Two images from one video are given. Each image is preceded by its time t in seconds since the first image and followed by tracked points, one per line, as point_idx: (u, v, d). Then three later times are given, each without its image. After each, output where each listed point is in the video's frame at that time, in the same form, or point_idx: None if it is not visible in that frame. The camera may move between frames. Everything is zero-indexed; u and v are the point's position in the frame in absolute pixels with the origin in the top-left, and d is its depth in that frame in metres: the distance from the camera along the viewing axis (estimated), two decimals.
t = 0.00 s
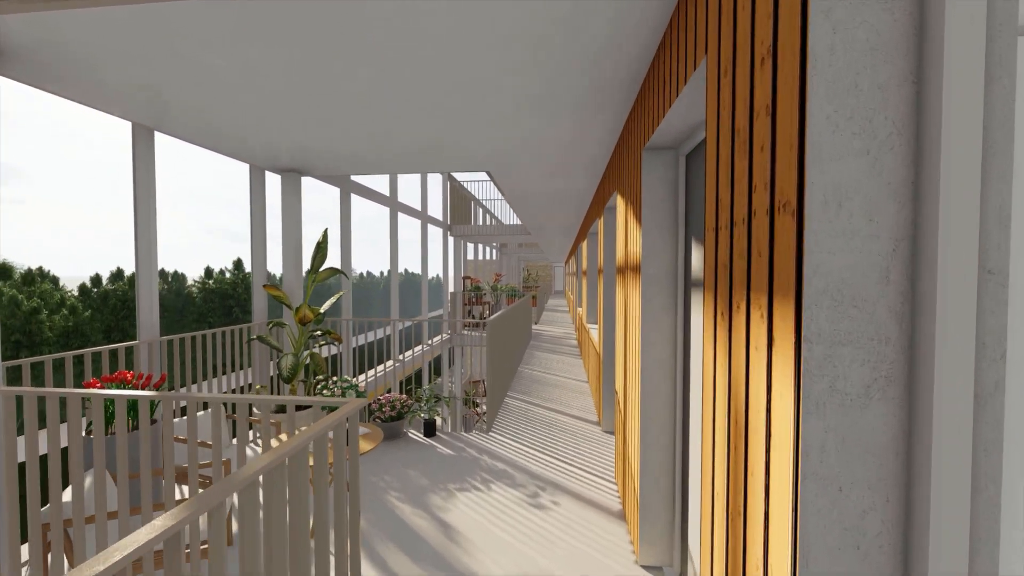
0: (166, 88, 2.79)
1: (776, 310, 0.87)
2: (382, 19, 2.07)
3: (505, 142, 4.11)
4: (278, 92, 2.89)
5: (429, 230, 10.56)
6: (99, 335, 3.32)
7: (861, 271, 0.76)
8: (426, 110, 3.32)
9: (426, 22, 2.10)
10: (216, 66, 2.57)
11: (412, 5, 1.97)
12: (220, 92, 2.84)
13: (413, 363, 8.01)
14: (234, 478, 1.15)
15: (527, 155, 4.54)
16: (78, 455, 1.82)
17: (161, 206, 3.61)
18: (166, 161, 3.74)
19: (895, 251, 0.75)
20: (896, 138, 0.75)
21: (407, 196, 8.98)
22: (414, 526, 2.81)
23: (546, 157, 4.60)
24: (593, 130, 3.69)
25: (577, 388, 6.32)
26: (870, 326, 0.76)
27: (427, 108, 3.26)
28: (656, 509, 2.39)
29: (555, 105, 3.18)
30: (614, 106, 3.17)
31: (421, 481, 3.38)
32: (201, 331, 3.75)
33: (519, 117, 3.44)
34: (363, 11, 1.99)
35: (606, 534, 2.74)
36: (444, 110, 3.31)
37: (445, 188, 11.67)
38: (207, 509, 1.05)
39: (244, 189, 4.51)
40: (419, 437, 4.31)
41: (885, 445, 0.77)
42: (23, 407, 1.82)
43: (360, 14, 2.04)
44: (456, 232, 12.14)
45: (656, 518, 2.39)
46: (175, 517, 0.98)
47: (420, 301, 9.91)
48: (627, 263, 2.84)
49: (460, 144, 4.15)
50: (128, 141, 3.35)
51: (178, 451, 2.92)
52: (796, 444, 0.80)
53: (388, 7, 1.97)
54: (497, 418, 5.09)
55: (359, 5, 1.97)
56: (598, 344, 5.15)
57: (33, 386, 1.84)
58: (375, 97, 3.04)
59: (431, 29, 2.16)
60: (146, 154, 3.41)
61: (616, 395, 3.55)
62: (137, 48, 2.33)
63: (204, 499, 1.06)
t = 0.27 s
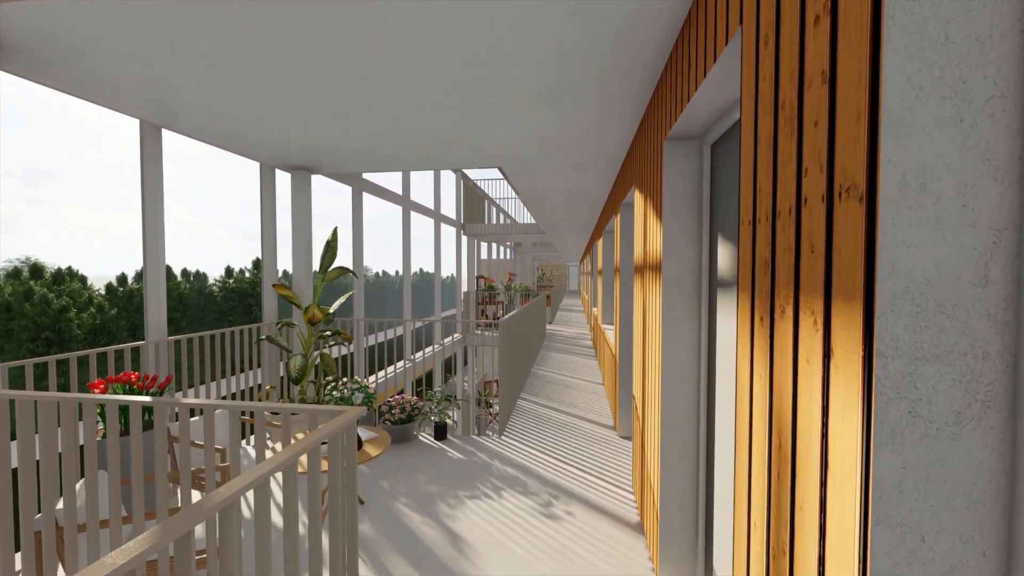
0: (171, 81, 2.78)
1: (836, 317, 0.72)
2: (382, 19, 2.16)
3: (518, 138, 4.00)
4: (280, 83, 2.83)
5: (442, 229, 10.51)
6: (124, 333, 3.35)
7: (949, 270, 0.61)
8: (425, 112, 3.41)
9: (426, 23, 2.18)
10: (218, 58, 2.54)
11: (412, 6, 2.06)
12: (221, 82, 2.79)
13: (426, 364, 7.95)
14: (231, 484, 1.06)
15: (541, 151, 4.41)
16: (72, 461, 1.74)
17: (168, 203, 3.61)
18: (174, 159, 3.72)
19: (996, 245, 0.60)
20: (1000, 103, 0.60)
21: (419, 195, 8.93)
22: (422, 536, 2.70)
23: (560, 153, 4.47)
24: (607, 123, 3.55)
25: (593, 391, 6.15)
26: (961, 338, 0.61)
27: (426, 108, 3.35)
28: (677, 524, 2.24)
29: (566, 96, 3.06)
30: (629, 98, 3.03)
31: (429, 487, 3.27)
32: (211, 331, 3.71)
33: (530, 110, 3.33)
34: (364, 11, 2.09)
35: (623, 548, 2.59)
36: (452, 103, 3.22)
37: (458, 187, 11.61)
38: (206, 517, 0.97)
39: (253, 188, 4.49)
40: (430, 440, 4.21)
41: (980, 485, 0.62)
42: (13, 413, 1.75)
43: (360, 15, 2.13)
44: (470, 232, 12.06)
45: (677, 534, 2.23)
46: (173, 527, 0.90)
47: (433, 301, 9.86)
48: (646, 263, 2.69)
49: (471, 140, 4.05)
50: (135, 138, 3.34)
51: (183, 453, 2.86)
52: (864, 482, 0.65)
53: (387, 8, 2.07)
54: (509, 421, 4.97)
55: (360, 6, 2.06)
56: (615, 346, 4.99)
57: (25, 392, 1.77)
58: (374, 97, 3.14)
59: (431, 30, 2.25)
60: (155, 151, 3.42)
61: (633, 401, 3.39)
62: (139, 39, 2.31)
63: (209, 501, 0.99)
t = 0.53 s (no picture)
0: (177, 79, 2.75)
1: (921, 328, 0.58)
2: (381, 19, 2.11)
3: (531, 133, 3.88)
4: (286, 79, 2.78)
5: (456, 227, 10.44)
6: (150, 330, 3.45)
7: None
8: (431, 108, 3.33)
9: (426, 22, 2.14)
10: (222, 55, 2.50)
11: (411, 6, 2.02)
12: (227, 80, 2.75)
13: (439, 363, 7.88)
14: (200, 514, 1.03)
15: (554, 148, 4.28)
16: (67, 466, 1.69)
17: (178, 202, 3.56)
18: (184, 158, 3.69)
19: None
20: None
21: (433, 193, 8.87)
22: (430, 546, 2.59)
23: (574, 150, 4.34)
24: (624, 117, 3.41)
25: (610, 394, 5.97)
26: None
27: (431, 106, 3.27)
28: (700, 542, 2.09)
29: (581, 89, 2.93)
30: (647, 89, 2.88)
31: (439, 494, 3.17)
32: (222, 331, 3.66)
33: (540, 104, 3.22)
34: (363, 11, 2.05)
35: (642, 564, 2.44)
36: (461, 98, 3.14)
37: (472, 186, 11.52)
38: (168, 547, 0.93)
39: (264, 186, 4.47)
40: (441, 443, 4.11)
41: None
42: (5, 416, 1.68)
43: (360, 15, 2.09)
44: (484, 230, 11.97)
45: (701, 553, 2.08)
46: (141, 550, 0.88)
47: (446, 300, 9.80)
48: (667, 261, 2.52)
49: (482, 137, 3.95)
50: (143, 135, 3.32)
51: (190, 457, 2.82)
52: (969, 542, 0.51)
53: (387, 8, 2.03)
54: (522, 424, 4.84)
55: (359, 6, 2.02)
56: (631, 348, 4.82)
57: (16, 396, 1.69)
58: (374, 98, 3.09)
59: (432, 30, 2.21)
60: (162, 149, 3.40)
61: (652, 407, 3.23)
62: (142, 38, 2.29)
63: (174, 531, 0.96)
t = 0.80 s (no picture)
0: (182, 77, 2.73)
1: None
2: (381, 19, 2.06)
3: (544, 129, 3.76)
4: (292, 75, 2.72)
5: (470, 226, 10.36)
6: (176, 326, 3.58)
7: None
8: (442, 103, 3.22)
9: (426, 24, 2.09)
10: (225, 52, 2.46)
11: (411, 6, 1.96)
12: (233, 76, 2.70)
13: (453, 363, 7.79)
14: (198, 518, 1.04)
15: (569, 144, 4.14)
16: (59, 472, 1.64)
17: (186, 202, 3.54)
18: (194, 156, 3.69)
19: None
20: None
21: (447, 191, 8.81)
22: (439, 557, 2.48)
23: (590, 146, 4.19)
24: (642, 110, 3.25)
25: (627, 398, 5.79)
26: None
27: (441, 100, 3.17)
28: (723, 564, 1.94)
29: (596, 81, 2.80)
30: (666, 80, 2.73)
31: (450, 501, 3.06)
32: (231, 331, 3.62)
33: (552, 98, 3.09)
34: (363, 12, 2.00)
35: None
36: (470, 93, 3.04)
37: (487, 184, 11.43)
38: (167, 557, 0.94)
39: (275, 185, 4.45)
40: (452, 447, 4.01)
41: None
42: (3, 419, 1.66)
43: (360, 15, 2.04)
44: (499, 229, 11.85)
45: None
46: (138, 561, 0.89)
47: (460, 299, 9.73)
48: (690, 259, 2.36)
49: (494, 133, 3.85)
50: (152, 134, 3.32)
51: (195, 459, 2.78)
52: None
53: (386, 8, 1.97)
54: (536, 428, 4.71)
55: (359, 6, 1.97)
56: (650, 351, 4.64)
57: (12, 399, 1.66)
58: (382, 93, 3.01)
59: (431, 31, 2.16)
60: (172, 148, 3.40)
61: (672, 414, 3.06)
62: (143, 36, 2.26)
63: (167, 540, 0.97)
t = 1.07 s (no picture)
0: (187, 72, 2.69)
1: None
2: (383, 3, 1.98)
3: (557, 124, 3.63)
4: (300, 66, 2.66)
5: (484, 226, 10.26)
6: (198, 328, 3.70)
7: None
8: (452, 96, 3.13)
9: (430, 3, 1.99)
10: (228, 43, 2.41)
11: None
12: (239, 68, 2.66)
13: (466, 364, 7.72)
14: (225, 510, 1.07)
15: (583, 139, 4.00)
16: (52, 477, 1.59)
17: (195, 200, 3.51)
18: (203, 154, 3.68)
19: None
20: None
21: (461, 190, 8.74)
22: (446, 569, 2.38)
23: (606, 141, 4.04)
24: (661, 102, 3.10)
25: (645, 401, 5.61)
26: None
27: (452, 93, 3.08)
28: None
29: (612, 70, 2.66)
30: (688, 68, 2.58)
31: (459, 508, 2.96)
32: (240, 331, 3.58)
33: (565, 89, 2.97)
34: None
35: None
36: (480, 85, 2.94)
37: (501, 183, 11.32)
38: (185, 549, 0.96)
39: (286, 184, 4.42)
40: (463, 451, 3.92)
41: None
42: None
43: None
44: (513, 228, 11.74)
45: None
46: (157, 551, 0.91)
47: (475, 299, 9.63)
48: (714, 258, 2.20)
49: (506, 128, 3.74)
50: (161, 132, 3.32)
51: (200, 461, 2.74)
52: None
53: None
54: (550, 433, 4.58)
55: None
56: (669, 353, 4.46)
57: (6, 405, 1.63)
58: (392, 83, 2.92)
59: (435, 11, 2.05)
60: (181, 146, 3.38)
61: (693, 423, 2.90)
62: (146, 27, 2.22)
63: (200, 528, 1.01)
